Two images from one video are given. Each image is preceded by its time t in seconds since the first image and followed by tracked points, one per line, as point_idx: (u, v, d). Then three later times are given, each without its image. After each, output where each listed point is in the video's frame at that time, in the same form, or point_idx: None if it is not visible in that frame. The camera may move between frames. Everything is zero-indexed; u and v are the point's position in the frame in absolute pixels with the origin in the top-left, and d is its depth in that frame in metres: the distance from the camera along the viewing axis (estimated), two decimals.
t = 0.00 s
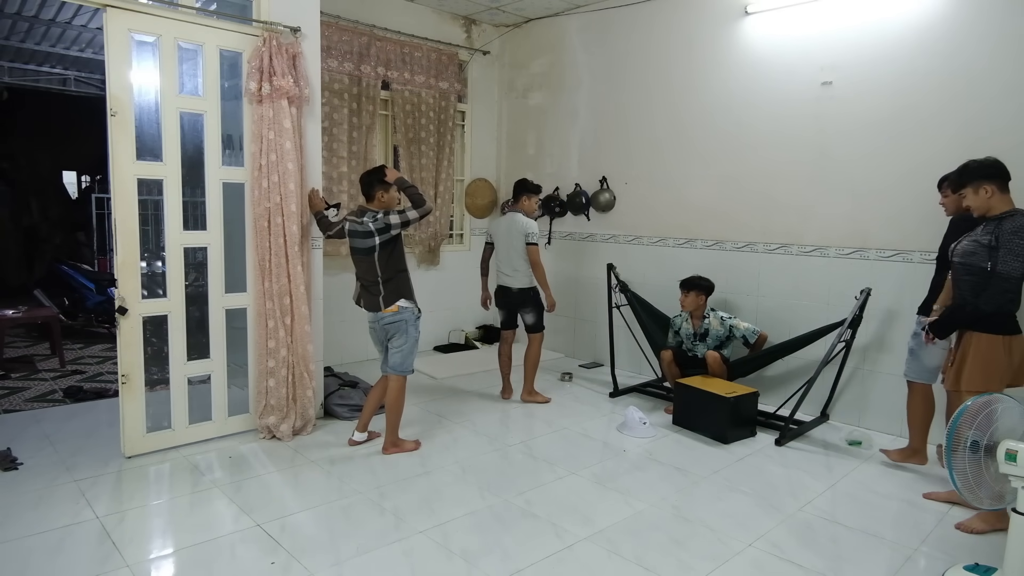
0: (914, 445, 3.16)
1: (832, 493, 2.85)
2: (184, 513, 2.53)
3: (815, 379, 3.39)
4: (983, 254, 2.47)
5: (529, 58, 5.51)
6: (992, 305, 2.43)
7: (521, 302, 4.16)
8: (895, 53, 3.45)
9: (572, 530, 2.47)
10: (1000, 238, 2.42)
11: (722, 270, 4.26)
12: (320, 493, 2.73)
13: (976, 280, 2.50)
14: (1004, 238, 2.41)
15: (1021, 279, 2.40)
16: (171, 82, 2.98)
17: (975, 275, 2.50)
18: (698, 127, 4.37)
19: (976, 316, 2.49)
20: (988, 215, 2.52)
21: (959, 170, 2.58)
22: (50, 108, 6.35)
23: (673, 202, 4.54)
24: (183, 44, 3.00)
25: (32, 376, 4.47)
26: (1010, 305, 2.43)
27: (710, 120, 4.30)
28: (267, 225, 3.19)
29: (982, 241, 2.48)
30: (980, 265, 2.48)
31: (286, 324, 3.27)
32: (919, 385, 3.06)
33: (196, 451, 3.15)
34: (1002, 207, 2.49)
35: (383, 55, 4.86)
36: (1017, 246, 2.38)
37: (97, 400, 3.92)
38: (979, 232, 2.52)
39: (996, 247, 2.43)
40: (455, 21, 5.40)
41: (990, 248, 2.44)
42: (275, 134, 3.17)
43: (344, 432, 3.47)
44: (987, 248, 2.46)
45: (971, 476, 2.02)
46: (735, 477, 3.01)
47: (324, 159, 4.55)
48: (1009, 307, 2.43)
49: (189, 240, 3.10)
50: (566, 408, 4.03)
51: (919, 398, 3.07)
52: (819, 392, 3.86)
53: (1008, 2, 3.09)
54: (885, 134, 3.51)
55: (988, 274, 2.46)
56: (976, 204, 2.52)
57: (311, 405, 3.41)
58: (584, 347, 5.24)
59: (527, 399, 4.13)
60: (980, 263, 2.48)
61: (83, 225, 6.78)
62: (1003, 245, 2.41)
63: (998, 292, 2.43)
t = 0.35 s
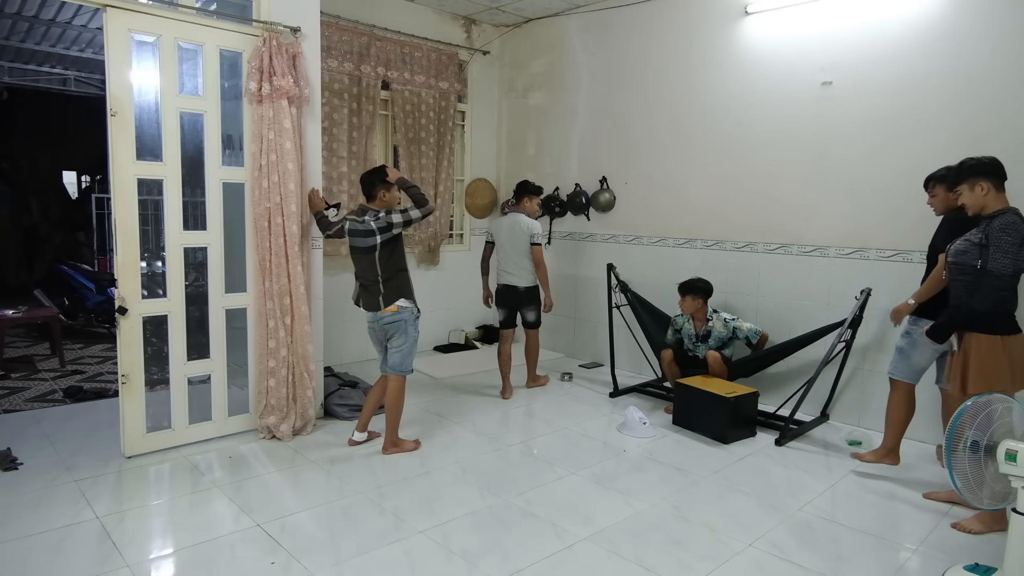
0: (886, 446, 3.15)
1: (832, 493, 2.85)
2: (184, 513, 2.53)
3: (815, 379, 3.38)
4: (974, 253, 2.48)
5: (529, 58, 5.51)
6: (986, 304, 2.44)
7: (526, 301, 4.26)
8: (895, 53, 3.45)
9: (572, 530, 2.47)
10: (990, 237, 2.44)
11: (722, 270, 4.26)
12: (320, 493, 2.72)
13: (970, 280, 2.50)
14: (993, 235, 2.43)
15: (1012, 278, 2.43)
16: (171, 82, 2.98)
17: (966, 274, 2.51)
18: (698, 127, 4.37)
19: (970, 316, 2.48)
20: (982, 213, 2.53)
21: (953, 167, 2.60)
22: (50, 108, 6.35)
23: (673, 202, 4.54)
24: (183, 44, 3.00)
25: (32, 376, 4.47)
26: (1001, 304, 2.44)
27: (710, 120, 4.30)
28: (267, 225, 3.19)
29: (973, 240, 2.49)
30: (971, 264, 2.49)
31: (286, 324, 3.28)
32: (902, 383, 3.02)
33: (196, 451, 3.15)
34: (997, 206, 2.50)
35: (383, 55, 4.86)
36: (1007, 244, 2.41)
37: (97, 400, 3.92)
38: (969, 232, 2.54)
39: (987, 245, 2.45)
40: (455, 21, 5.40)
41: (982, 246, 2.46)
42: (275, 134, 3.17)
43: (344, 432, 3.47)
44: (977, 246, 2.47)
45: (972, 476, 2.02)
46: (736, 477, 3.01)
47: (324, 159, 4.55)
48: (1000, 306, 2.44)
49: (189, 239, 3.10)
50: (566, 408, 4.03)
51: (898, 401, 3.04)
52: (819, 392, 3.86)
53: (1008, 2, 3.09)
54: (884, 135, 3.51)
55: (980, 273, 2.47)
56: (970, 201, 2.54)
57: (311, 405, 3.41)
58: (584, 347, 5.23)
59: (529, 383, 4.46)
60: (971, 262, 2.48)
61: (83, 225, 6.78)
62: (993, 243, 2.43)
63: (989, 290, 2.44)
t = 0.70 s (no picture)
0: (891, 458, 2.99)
1: (832, 493, 2.85)
2: (184, 513, 2.53)
3: (815, 379, 3.37)
4: (972, 254, 2.48)
5: (529, 58, 5.51)
6: (984, 307, 2.43)
7: (535, 298, 4.30)
8: (895, 54, 3.45)
9: (572, 530, 2.47)
10: (989, 239, 2.44)
11: (722, 270, 4.26)
12: (320, 493, 2.73)
13: (968, 282, 2.49)
14: (995, 238, 2.43)
15: (1009, 280, 2.43)
16: (171, 82, 2.98)
17: (964, 275, 2.50)
18: (698, 127, 4.37)
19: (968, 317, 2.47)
20: (980, 213, 2.51)
21: (958, 164, 2.51)
22: (49, 108, 6.35)
23: (673, 202, 4.54)
24: (183, 44, 3.00)
25: (31, 376, 4.47)
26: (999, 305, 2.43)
27: (710, 120, 4.30)
28: (268, 225, 3.19)
29: (973, 241, 2.49)
30: (971, 265, 2.48)
31: (286, 324, 3.27)
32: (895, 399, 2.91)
33: (196, 451, 3.15)
34: (995, 208, 2.48)
35: (383, 55, 4.86)
36: (1007, 247, 2.41)
37: (97, 401, 3.92)
38: (969, 231, 2.54)
39: (987, 247, 2.45)
40: (455, 21, 5.40)
41: (982, 248, 2.45)
42: (275, 134, 3.17)
43: (344, 432, 3.47)
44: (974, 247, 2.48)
45: (973, 476, 2.02)
46: (735, 477, 3.01)
47: (324, 159, 4.55)
48: (998, 307, 2.44)
49: (189, 239, 3.10)
50: (566, 407, 4.03)
51: (895, 412, 2.91)
52: (819, 392, 3.86)
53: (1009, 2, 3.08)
54: (885, 134, 3.51)
55: (978, 276, 2.46)
56: (970, 201, 2.50)
57: (311, 405, 3.41)
58: (584, 347, 5.23)
59: (530, 382, 4.50)
60: (971, 263, 2.48)
61: (83, 225, 6.78)
62: (994, 245, 2.43)
63: (987, 292, 2.44)
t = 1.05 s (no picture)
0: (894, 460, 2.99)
1: (832, 493, 2.85)
2: (184, 513, 2.53)
3: (816, 379, 3.37)
4: (973, 255, 2.49)
5: (529, 58, 5.51)
6: (986, 309, 2.43)
7: (535, 296, 4.32)
8: (895, 54, 3.45)
9: (572, 530, 2.47)
10: (991, 239, 2.44)
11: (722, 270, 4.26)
12: (320, 493, 2.72)
13: (969, 284, 2.49)
14: (996, 240, 2.43)
15: (1011, 282, 2.42)
16: (171, 82, 2.98)
17: (965, 277, 2.50)
18: (699, 128, 4.37)
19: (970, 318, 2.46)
20: (979, 212, 2.52)
21: (960, 163, 2.51)
22: (49, 108, 6.35)
23: (673, 202, 4.54)
24: (183, 44, 3.00)
25: (31, 376, 4.47)
26: (1000, 307, 2.44)
27: (710, 120, 4.30)
28: (268, 225, 3.19)
29: (973, 242, 2.49)
30: (972, 267, 2.48)
31: (286, 324, 3.28)
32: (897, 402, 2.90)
33: (196, 451, 3.15)
34: (996, 209, 2.49)
35: (383, 55, 4.86)
36: (1009, 250, 2.40)
37: (97, 400, 3.92)
38: (969, 232, 2.54)
39: (989, 249, 2.45)
40: (455, 21, 5.40)
41: (983, 250, 2.45)
42: (275, 134, 3.17)
43: (344, 433, 3.47)
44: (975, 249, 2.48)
45: (973, 476, 2.02)
46: (736, 477, 3.01)
47: (324, 159, 4.55)
48: (999, 309, 2.44)
49: (189, 240, 3.10)
50: (566, 408, 4.03)
51: (896, 416, 2.90)
52: (819, 392, 3.86)
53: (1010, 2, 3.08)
54: (885, 134, 3.51)
55: (980, 277, 2.47)
56: (972, 201, 2.50)
57: (311, 405, 3.41)
58: (584, 347, 5.23)
59: (529, 382, 4.50)
60: (972, 265, 2.48)
61: (83, 225, 6.78)
62: (995, 247, 2.43)
63: (988, 294, 2.43)
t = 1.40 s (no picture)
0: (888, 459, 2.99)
1: (832, 493, 2.85)
2: (184, 513, 2.53)
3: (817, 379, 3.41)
4: (972, 255, 2.49)
5: (529, 58, 5.51)
6: (983, 309, 2.43)
7: (525, 294, 4.35)
8: (895, 54, 3.45)
9: (572, 530, 2.47)
10: (990, 239, 2.44)
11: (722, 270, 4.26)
12: (320, 493, 2.73)
13: (968, 284, 2.50)
14: (994, 240, 2.42)
15: (1009, 283, 2.42)
16: (170, 82, 2.98)
17: (964, 277, 2.51)
18: (699, 128, 4.37)
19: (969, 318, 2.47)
20: (979, 212, 2.51)
21: (962, 162, 2.49)
22: (49, 108, 6.35)
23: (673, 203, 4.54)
24: (183, 44, 3.00)
25: (32, 376, 4.47)
26: (998, 308, 2.43)
27: (710, 120, 4.30)
28: (268, 225, 3.19)
29: (972, 242, 2.49)
30: (970, 267, 2.49)
31: (286, 324, 3.28)
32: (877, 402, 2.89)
33: (196, 451, 3.15)
34: (995, 209, 2.48)
35: (383, 55, 4.86)
36: (1007, 249, 2.40)
37: (97, 401, 3.92)
38: (969, 232, 2.54)
39: (987, 249, 2.45)
40: (455, 21, 5.40)
41: (982, 249, 2.45)
42: (275, 134, 3.17)
43: (344, 432, 3.47)
44: (974, 249, 2.49)
45: (974, 477, 2.02)
46: (735, 477, 3.01)
47: (324, 159, 4.55)
48: (998, 309, 2.44)
49: (189, 239, 3.10)
50: (567, 407, 4.03)
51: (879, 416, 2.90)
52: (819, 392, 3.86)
53: (1010, 1, 3.08)
54: (885, 134, 3.51)
55: (977, 277, 2.47)
56: (971, 200, 2.49)
57: (311, 405, 3.41)
58: (584, 347, 5.23)
59: (529, 382, 4.48)
60: (970, 265, 2.49)
61: (83, 225, 6.78)
62: (994, 247, 2.43)
63: (985, 294, 2.44)
